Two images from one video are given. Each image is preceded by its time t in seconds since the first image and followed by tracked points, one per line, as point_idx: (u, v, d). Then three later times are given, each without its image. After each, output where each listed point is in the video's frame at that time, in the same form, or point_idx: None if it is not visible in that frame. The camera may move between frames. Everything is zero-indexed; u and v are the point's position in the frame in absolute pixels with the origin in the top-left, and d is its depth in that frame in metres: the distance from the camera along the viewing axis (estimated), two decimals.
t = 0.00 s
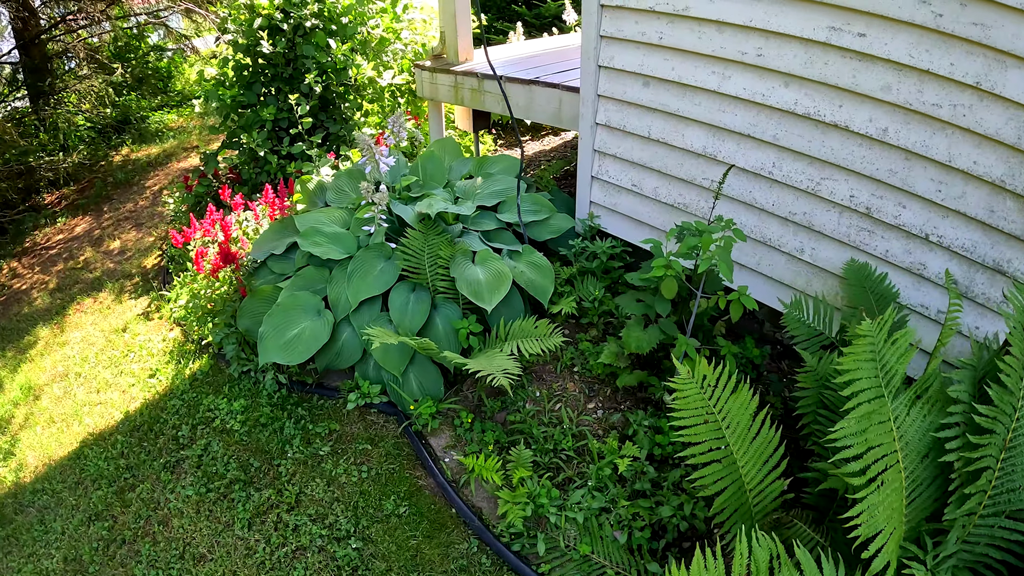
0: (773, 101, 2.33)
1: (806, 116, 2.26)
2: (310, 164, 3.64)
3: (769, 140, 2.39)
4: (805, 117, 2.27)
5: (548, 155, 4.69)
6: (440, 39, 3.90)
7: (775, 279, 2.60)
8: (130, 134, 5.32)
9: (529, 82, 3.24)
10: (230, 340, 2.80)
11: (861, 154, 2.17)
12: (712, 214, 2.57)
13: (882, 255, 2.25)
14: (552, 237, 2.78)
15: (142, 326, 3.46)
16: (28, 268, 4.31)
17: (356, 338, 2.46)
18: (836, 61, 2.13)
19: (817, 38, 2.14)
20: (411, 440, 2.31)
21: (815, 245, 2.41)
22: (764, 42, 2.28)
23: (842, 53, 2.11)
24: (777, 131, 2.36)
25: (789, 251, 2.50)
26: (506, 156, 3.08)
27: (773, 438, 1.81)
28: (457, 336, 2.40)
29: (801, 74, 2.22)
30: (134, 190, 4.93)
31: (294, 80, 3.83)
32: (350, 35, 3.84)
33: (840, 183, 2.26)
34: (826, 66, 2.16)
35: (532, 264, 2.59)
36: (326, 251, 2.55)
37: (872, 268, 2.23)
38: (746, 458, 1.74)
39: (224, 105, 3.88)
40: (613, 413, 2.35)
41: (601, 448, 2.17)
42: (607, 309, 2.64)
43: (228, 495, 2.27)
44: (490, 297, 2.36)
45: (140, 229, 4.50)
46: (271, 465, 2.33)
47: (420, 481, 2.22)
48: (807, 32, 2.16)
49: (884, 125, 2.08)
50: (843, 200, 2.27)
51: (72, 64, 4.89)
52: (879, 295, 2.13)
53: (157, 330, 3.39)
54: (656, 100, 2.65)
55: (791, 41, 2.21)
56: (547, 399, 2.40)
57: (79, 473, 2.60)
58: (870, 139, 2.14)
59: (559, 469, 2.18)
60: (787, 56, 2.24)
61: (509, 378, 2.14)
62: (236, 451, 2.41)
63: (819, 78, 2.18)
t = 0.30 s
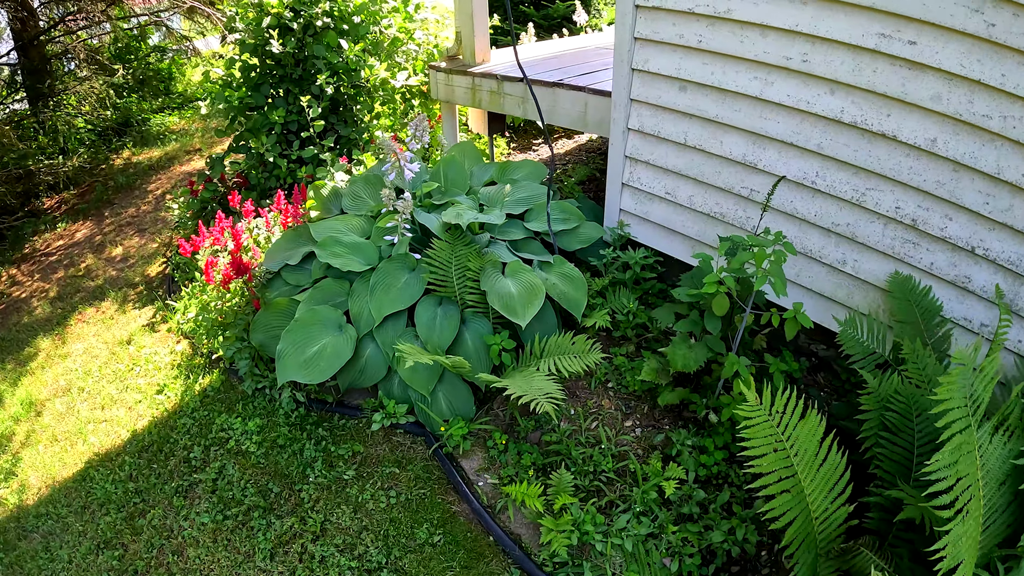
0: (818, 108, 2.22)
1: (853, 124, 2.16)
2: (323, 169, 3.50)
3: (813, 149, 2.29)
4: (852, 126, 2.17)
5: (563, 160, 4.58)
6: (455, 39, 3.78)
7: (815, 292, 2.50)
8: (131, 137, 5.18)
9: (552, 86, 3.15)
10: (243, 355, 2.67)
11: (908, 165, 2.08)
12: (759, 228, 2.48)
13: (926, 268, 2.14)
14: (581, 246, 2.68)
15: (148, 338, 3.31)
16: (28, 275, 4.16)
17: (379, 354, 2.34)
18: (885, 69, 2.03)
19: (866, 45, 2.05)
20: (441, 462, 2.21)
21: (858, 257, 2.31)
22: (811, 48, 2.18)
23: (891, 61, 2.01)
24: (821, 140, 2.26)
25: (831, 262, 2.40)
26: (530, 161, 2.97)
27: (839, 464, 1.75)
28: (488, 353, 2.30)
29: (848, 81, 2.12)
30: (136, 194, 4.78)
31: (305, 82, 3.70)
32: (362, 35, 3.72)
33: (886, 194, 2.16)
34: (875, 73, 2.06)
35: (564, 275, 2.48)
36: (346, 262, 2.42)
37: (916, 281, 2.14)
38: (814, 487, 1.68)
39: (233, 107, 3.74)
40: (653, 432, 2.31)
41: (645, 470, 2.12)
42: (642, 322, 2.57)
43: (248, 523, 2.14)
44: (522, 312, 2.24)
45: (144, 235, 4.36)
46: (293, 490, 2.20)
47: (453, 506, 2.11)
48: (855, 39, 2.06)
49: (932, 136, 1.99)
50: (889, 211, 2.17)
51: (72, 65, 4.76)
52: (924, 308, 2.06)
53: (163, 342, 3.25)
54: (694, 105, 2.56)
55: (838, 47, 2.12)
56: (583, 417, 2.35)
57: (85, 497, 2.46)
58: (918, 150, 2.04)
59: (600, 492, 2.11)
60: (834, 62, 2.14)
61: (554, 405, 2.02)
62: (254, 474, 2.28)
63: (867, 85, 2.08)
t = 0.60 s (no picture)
0: (885, 118, 2.07)
1: (921, 136, 2.01)
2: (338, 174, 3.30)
3: (878, 161, 2.13)
4: (921, 138, 2.02)
5: (584, 164, 4.40)
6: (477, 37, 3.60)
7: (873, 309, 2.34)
8: (132, 139, 4.98)
9: (586, 87, 2.98)
10: (258, 377, 2.47)
11: (978, 180, 1.93)
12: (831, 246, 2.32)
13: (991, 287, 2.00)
14: (626, 261, 2.55)
15: (152, 354, 3.10)
16: (25, 284, 3.96)
17: (413, 380, 2.17)
18: (958, 78, 1.89)
19: (939, 53, 1.90)
20: (484, 497, 2.05)
21: (920, 274, 2.16)
22: (880, 54, 2.02)
23: (966, 70, 1.87)
24: (887, 151, 2.10)
25: (890, 280, 2.25)
26: (563, 166, 2.81)
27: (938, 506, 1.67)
28: (533, 380, 2.17)
29: (919, 90, 1.97)
30: (137, 198, 4.57)
31: (318, 82, 3.49)
32: (378, 32, 3.50)
33: (953, 210, 2.01)
34: (948, 83, 1.91)
35: (610, 293, 2.37)
36: (374, 278, 2.22)
37: (980, 302, 2.00)
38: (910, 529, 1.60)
39: (241, 107, 3.52)
40: (709, 461, 2.24)
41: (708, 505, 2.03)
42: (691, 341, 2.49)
43: (272, 567, 1.95)
44: (571, 334, 2.10)
45: (146, 242, 4.13)
46: (321, 530, 2.02)
47: (502, 548, 1.93)
48: (928, 46, 1.92)
49: (1004, 150, 1.85)
50: (955, 228, 2.02)
51: (71, 65, 4.54)
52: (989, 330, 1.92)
53: (169, 360, 3.04)
54: (751, 112, 2.39)
55: (910, 53, 1.96)
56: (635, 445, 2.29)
57: (90, 532, 2.26)
58: (989, 165, 1.89)
59: (659, 529, 2.01)
60: (905, 70, 1.98)
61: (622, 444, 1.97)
62: (275, 512, 2.10)
63: (939, 95, 1.93)
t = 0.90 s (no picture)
0: (949, 139, 1.96)
1: (986, 159, 1.90)
2: (353, 185, 3.13)
3: (939, 184, 2.02)
4: (985, 161, 1.91)
5: (604, 171, 4.25)
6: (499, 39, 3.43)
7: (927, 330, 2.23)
8: (133, 143, 4.80)
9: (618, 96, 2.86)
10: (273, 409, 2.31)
11: None
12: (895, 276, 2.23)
13: None
14: (670, 283, 2.46)
15: (156, 376, 2.92)
16: (21, 296, 3.76)
17: (446, 416, 2.04)
18: None
19: (1010, 73, 1.78)
20: (527, 541, 1.95)
21: (977, 301, 2.05)
22: (947, 71, 1.91)
23: None
24: (949, 174, 1.99)
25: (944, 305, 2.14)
26: (593, 180, 2.72)
27: (1022, 557, 1.52)
28: (578, 416, 2.05)
29: (986, 112, 1.86)
30: (138, 206, 4.37)
31: (331, 86, 3.30)
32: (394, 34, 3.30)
33: (1017, 237, 1.90)
34: (1016, 104, 1.80)
35: (656, 319, 2.27)
36: (402, 305, 2.07)
37: None
38: None
39: (249, 113, 3.33)
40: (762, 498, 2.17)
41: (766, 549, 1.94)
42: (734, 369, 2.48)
43: None
44: (620, 368, 2.01)
45: (147, 252, 3.91)
46: None
47: None
48: (999, 64, 1.80)
49: None
50: (1016, 255, 1.92)
51: (70, 67, 4.40)
52: None
53: (174, 384, 2.85)
54: (805, 128, 2.27)
55: (977, 70, 1.85)
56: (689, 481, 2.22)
57: None
58: None
59: (715, 575, 1.90)
60: (972, 89, 1.87)
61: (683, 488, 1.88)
62: (298, 559, 1.95)
63: (1007, 116, 1.82)
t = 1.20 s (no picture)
0: (1000, 163, 1.89)
1: None
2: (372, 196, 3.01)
3: (988, 207, 1.96)
4: None
5: (624, 179, 4.17)
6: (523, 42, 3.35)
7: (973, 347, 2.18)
8: (136, 146, 4.68)
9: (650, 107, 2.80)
10: (298, 435, 2.19)
11: None
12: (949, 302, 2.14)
13: None
14: (710, 303, 2.48)
15: (168, 396, 2.80)
16: (24, 306, 3.61)
17: (486, 447, 1.98)
18: None
19: None
20: None
21: (1020, 325, 2.00)
22: (1001, 93, 1.83)
23: None
24: (999, 198, 1.92)
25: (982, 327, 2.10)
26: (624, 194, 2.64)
27: None
28: (624, 447, 2.02)
29: None
30: (143, 211, 4.21)
31: (347, 92, 3.17)
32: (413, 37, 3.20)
33: None
34: None
35: (700, 342, 2.30)
36: (437, 330, 1.99)
37: None
38: None
39: (262, 118, 3.19)
40: (806, 525, 2.19)
41: None
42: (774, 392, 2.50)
43: None
44: (667, 398, 1.96)
45: (155, 261, 3.75)
46: None
47: None
48: None
49: None
50: None
51: (72, 69, 4.35)
52: None
53: (187, 405, 2.72)
54: (852, 147, 2.19)
55: None
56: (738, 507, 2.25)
57: None
58: None
59: None
60: None
61: (741, 526, 1.90)
62: None
63: None
